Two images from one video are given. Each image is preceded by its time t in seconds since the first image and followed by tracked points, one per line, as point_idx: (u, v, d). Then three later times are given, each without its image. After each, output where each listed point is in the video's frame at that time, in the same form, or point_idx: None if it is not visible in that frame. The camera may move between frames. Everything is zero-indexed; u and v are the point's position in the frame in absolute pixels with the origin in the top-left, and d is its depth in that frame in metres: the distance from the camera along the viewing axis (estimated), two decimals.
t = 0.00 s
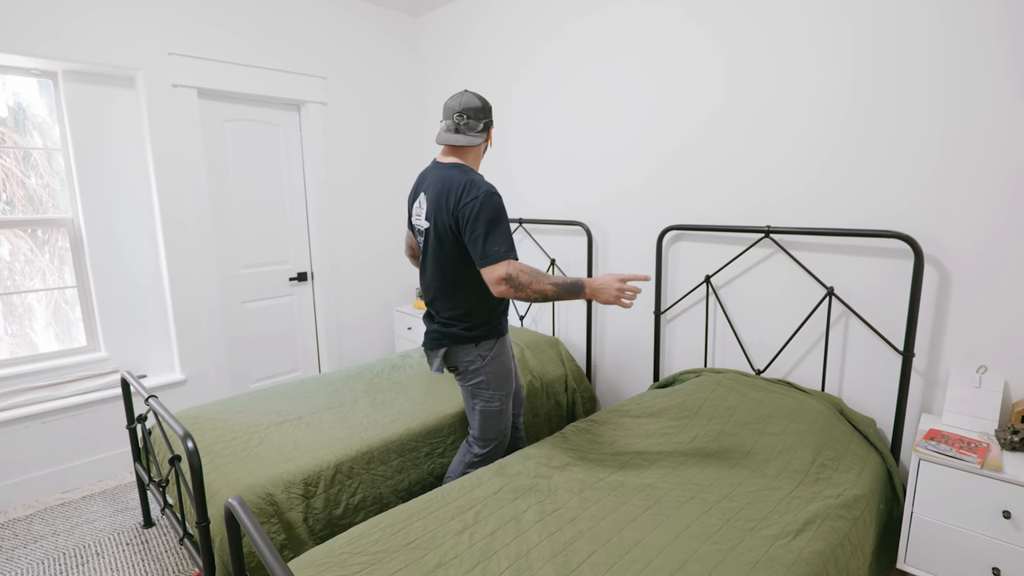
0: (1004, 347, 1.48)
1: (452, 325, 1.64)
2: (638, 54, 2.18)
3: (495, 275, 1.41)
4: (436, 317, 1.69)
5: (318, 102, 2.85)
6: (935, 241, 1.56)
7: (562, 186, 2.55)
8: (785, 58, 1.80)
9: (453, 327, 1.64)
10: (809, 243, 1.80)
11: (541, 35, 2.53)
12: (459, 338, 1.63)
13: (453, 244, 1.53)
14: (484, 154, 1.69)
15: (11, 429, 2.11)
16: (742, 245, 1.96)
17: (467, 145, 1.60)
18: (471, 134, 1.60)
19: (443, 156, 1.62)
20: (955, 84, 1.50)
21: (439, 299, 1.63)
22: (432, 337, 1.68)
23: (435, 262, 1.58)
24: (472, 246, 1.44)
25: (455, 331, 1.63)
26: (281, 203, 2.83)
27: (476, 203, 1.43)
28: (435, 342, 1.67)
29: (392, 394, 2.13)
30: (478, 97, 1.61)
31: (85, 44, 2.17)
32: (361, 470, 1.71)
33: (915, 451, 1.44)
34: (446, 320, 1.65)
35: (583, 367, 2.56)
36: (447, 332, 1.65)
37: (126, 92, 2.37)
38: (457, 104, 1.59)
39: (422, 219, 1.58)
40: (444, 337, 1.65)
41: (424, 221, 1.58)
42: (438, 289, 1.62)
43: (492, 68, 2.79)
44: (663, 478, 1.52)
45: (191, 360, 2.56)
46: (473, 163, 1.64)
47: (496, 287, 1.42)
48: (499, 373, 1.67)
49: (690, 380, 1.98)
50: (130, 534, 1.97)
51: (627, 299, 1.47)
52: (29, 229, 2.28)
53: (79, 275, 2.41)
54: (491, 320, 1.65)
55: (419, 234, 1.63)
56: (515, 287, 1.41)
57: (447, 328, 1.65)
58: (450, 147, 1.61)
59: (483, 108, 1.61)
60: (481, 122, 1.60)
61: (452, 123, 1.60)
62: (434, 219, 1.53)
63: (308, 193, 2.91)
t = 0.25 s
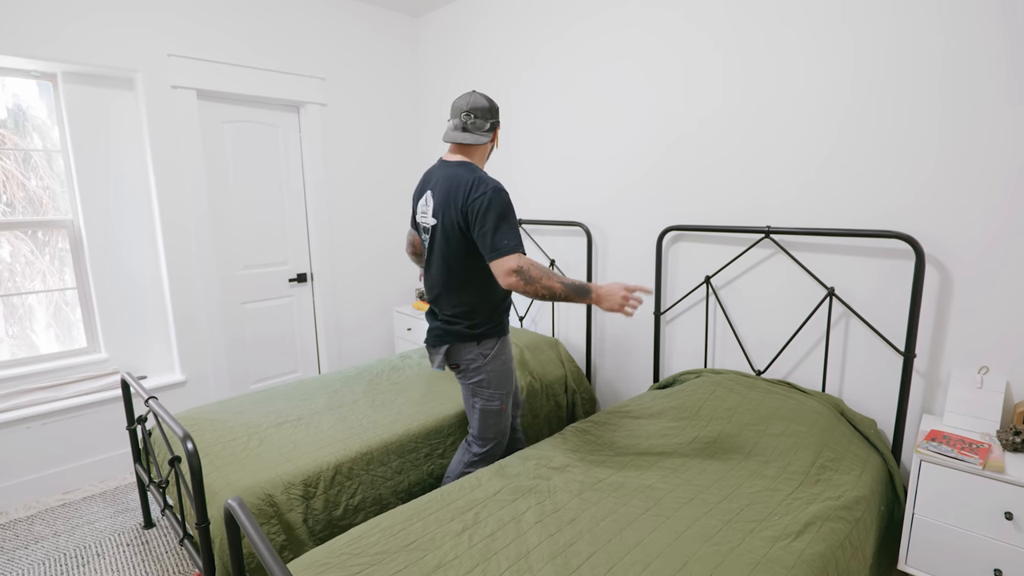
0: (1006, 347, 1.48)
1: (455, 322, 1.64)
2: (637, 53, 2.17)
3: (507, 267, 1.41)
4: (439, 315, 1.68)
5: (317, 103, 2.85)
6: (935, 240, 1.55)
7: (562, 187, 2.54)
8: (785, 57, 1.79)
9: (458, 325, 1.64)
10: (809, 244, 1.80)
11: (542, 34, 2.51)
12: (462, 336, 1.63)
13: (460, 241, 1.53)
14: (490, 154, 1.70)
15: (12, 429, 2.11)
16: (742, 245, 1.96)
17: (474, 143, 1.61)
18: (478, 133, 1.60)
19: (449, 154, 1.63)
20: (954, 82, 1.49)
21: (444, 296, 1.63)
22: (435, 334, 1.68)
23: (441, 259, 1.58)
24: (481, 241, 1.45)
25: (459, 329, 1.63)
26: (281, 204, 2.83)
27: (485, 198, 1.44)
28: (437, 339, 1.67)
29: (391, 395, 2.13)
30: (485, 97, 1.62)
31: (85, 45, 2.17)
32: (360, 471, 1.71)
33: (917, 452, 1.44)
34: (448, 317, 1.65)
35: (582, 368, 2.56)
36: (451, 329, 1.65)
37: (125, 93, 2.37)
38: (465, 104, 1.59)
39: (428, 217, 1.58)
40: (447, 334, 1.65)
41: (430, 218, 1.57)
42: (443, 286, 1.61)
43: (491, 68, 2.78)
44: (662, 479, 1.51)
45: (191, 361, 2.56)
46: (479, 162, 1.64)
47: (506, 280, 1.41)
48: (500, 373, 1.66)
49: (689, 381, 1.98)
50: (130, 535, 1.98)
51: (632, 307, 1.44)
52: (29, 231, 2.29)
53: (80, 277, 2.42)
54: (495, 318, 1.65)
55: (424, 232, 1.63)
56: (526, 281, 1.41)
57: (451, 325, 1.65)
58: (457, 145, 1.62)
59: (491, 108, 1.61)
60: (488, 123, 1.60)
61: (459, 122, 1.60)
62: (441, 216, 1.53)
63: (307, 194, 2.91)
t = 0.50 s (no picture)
0: (1008, 347, 1.47)
1: (458, 320, 1.63)
2: (636, 52, 2.17)
3: (511, 262, 1.46)
4: (441, 312, 1.67)
5: (317, 104, 2.85)
6: (936, 239, 1.55)
7: (561, 187, 2.54)
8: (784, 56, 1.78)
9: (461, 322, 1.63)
10: (810, 244, 1.79)
11: (542, 34, 2.51)
12: (465, 333, 1.63)
13: (465, 236, 1.55)
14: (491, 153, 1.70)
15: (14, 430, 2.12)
16: (743, 246, 1.95)
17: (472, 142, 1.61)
18: (478, 132, 1.60)
19: (451, 152, 1.63)
20: (954, 81, 1.48)
21: (448, 291, 1.63)
22: (437, 332, 1.67)
23: (446, 254, 1.60)
24: (487, 236, 1.46)
25: (462, 327, 1.63)
26: (281, 205, 2.84)
27: (490, 191, 1.47)
28: (439, 337, 1.66)
29: (391, 396, 2.13)
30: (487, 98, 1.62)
31: (85, 47, 2.18)
32: (360, 472, 1.71)
33: (919, 453, 1.43)
34: (451, 314, 1.64)
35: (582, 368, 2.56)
36: (454, 326, 1.64)
37: (126, 94, 2.38)
38: (467, 104, 1.59)
39: (433, 212, 1.60)
40: (450, 333, 1.64)
41: (435, 214, 1.59)
42: (448, 281, 1.62)
43: (490, 69, 2.78)
44: (662, 480, 1.51)
45: (191, 361, 2.57)
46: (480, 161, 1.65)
47: (505, 273, 1.46)
48: (501, 373, 1.66)
49: (689, 381, 1.97)
50: (131, 535, 1.98)
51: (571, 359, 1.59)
52: (30, 231, 2.30)
53: (81, 277, 2.42)
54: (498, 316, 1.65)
55: (427, 228, 1.64)
56: (523, 279, 1.47)
57: (454, 323, 1.64)
58: (458, 143, 1.62)
59: (493, 108, 1.61)
60: (490, 123, 1.61)
61: (461, 121, 1.60)
62: (446, 210, 1.55)
63: (307, 194, 2.91)
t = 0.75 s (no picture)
0: (1011, 348, 1.46)
1: (458, 318, 1.63)
2: (636, 52, 2.16)
3: (503, 269, 1.47)
4: (441, 311, 1.66)
5: (317, 104, 2.86)
6: (938, 239, 1.54)
7: (561, 187, 2.54)
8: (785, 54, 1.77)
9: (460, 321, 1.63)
10: (811, 243, 1.78)
11: (542, 34, 2.50)
12: (463, 332, 1.62)
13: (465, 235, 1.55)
14: (495, 154, 1.69)
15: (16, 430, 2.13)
16: (743, 245, 1.94)
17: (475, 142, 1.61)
18: (481, 133, 1.60)
19: (455, 152, 1.63)
20: (955, 80, 1.47)
21: (449, 290, 1.63)
22: (436, 331, 1.66)
23: (446, 253, 1.60)
24: (486, 236, 1.47)
25: (461, 325, 1.62)
26: (281, 205, 2.84)
27: (490, 190, 1.48)
28: (438, 336, 1.66)
29: (391, 396, 2.13)
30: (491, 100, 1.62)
31: (86, 48, 2.18)
32: (360, 472, 1.71)
33: (921, 454, 1.42)
34: (451, 313, 1.63)
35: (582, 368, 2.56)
36: (452, 325, 1.63)
37: (126, 95, 2.38)
38: (472, 105, 1.59)
39: (433, 212, 1.59)
40: (449, 332, 1.63)
41: (435, 214, 1.58)
42: (449, 281, 1.62)
43: (490, 68, 2.78)
44: (662, 480, 1.50)
45: (192, 362, 2.58)
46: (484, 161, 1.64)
47: (497, 278, 1.48)
48: (498, 375, 1.64)
49: (689, 382, 1.97)
50: (132, 535, 1.98)
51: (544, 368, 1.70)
52: (31, 232, 2.31)
53: (82, 278, 2.43)
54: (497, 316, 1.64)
55: (428, 228, 1.64)
56: (513, 288, 1.50)
57: (453, 322, 1.63)
58: (463, 143, 1.61)
59: (497, 110, 1.61)
60: (494, 124, 1.60)
61: (465, 121, 1.60)
62: (446, 209, 1.55)
63: (307, 195, 2.92)
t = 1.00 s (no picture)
0: (1015, 347, 1.44)
1: (462, 318, 1.62)
2: (635, 50, 2.15)
3: (515, 264, 1.47)
4: (445, 310, 1.66)
5: (316, 104, 2.85)
6: (940, 237, 1.52)
7: (561, 186, 2.53)
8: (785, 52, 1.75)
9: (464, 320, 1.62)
10: (813, 243, 1.77)
11: (542, 34, 2.49)
12: (468, 332, 1.62)
13: (467, 237, 1.55)
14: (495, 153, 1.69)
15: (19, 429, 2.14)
16: (744, 245, 1.93)
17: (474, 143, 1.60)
18: (480, 133, 1.59)
19: (456, 154, 1.62)
20: (952, 79, 1.46)
21: (453, 291, 1.63)
22: (441, 330, 1.66)
23: (449, 254, 1.59)
24: (491, 237, 1.46)
25: (465, 325, 1.61)
26: (281, 206, 2.85)
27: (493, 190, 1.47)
28: (443, 336, 1.65)
29: (392, 396, 2.13)
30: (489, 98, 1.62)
31: (86, 49, 2.19)
32: (360, 472, 1.71)
33: (923, 455, 1.41)
34: (455, 313, 1.63)
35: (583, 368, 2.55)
36: (456, 325, 1.63)
37: (126, 96, 2.39)
38: (471, 105, 1.58)
39: (435, 213, 1.59)
40: (453, 331, 1.63)
41: (438, 215, 1.58)
42: (452, 281, 1.62)
43: (489, 67, 2.77)
44: (663, 481, 1.50)
45: (192, 362, 2.58)
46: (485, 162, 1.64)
47: (509, 274, 1.46)
48: (502, 374, 1.65)
49: (690, 382, 1.96)
50: (134, 534, 1.99)
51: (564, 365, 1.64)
52: (33, 233, 2.32)
53: (83, 278, 2.44)
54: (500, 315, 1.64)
55: (430, 229, 1.63)
56: (527, 283, 1.48)
57: (457, 322, 1.63)
58: (463, 145, 1.61)
59: (496, 109, 1.60)
60: (493, 123, 1.60)
61: (465, 123, 1.60)
62: (448, 211, 1.54)
63: (307, 195, 2.92)
